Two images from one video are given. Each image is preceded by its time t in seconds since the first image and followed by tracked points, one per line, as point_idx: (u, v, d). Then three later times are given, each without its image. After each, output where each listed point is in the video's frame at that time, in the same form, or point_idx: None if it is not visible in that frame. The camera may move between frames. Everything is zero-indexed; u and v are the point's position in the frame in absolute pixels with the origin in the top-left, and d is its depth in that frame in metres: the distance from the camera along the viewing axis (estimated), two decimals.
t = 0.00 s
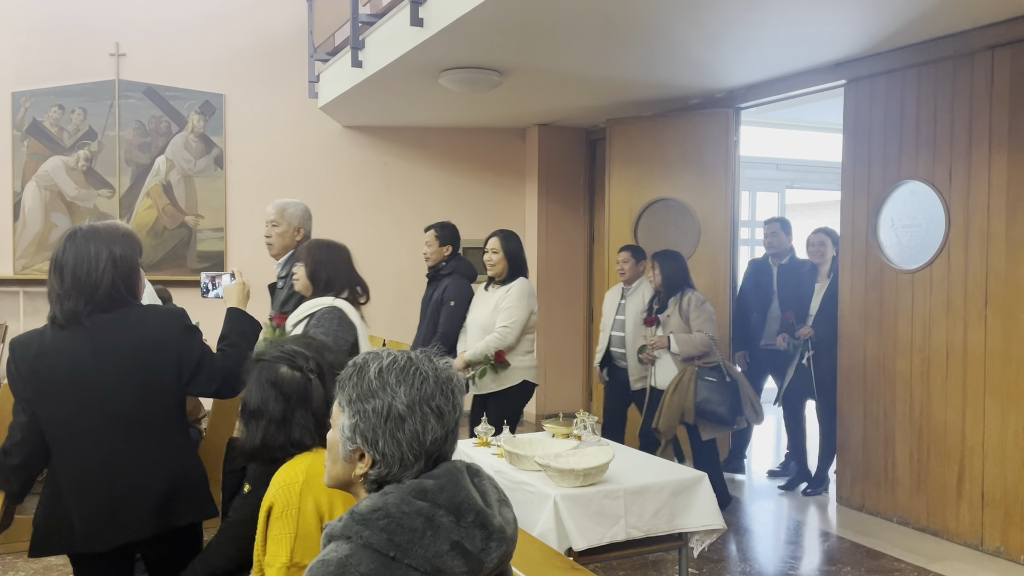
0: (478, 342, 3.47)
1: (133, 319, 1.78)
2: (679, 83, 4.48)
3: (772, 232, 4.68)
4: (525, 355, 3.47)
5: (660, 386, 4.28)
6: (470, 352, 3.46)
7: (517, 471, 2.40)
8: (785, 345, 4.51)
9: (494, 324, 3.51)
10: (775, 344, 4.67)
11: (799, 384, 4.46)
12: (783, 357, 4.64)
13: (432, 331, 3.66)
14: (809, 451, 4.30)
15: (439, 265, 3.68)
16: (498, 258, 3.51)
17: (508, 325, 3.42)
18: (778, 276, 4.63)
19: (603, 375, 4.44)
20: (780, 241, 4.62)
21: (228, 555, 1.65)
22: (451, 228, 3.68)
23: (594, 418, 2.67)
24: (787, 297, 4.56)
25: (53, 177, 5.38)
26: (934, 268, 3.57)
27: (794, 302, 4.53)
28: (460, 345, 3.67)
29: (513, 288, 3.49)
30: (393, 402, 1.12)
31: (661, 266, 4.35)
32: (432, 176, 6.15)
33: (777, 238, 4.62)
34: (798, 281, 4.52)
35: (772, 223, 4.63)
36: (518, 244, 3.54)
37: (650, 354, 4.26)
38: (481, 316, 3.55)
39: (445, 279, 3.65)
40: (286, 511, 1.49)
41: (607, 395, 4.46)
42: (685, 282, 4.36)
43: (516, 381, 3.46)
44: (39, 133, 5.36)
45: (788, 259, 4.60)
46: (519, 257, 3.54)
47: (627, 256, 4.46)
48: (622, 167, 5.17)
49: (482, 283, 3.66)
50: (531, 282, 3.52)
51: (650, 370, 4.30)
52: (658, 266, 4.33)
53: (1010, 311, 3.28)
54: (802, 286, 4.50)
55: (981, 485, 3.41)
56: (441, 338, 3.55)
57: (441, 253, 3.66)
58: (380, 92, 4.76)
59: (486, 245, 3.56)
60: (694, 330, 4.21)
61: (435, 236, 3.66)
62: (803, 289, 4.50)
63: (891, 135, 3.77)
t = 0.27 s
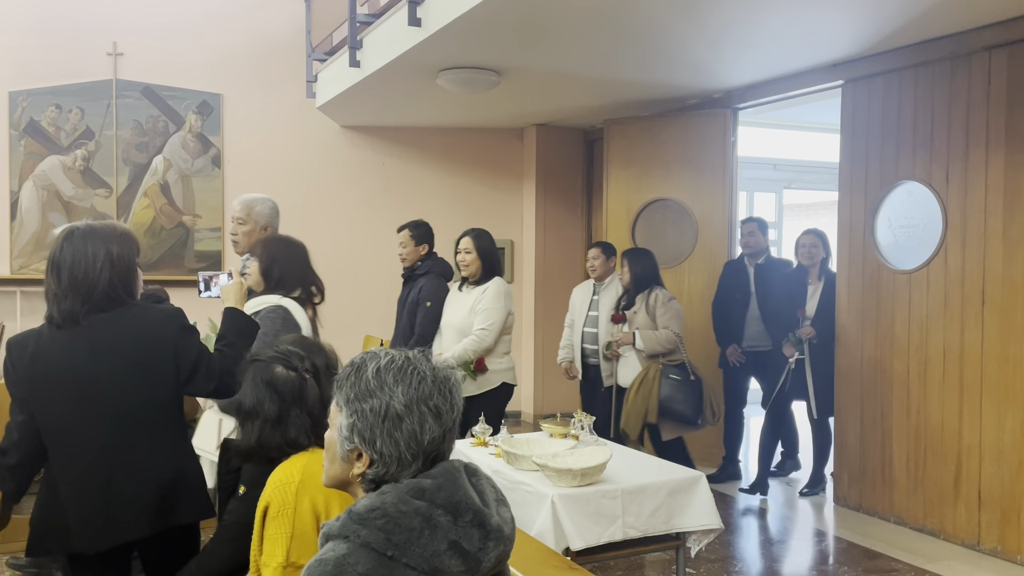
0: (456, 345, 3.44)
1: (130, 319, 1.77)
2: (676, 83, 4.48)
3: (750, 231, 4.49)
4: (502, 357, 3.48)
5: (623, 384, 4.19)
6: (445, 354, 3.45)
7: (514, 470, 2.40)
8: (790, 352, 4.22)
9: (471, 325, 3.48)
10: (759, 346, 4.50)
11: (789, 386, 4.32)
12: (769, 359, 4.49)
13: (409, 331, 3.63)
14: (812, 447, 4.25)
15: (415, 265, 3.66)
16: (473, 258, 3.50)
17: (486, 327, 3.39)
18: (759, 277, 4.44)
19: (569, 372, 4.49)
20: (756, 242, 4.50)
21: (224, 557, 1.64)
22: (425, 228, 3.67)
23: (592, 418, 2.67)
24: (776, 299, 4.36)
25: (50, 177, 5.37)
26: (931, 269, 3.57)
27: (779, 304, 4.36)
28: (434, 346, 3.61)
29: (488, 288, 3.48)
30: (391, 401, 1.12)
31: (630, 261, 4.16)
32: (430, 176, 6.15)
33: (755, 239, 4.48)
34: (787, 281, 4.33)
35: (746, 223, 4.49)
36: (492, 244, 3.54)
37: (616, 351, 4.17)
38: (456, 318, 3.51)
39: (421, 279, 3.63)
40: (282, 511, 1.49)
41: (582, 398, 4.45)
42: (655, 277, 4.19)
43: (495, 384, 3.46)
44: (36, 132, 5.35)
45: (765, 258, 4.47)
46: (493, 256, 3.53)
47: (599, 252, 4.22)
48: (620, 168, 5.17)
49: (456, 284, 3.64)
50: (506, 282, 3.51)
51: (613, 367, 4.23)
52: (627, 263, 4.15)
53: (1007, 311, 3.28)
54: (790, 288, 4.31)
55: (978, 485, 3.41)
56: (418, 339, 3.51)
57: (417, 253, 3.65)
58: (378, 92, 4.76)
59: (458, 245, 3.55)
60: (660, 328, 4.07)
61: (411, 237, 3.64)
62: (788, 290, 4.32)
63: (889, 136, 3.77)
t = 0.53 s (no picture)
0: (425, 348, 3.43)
1: (126, 319, 1.77)
2: (673, 83, 4.47)
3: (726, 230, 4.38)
4: (470, 360, 3.50)
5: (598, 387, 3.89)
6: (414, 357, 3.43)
7: (512, 471, 2.40)
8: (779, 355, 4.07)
9: (441, 328, 3.47)
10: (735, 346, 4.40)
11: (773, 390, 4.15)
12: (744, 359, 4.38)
13: (378, 334, 3.61)
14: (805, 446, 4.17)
15: (384, 268, 3.62)
16: (444, 260, 3.46)
17: (457, 330, 3.38)
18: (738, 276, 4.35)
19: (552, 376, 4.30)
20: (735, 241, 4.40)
21: (221, 557, 1.64)
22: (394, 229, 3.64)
23: (589, 418, 2.67)
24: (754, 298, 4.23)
25: (47, 177, 5.39)
26: (928, 269, 3.58)
27: (756, 303, 4.23)
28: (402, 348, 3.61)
29: (460, 290, 3.47)
30: (388, 401, 1.12)
31: (606, 259, 3.85)
32: (428, 176, 6.14)
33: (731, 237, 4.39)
34: (767, 281, 4.20)
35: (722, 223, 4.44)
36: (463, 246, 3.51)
37: (592, 355, 3.88)
38: (425, 322, 3.49)
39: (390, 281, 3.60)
40: (280, 511, 1.48)
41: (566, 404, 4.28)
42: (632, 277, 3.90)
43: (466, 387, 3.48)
44: (33, 132, 5.38)
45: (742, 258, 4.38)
46: (463, 258, 3.50)
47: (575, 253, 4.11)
48: (617, 168, 5.17)
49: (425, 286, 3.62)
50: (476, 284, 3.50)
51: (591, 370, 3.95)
52: (604, 261, 3.84)
53: (1004, 311, 3.29)
54: (766, 286, 4.19)
55: (975, 485, 3.41)
56: (387, 342, 3.51)
57: (387, 256, 3.61)
58: (375, 92, 4.75)
59: (430, 247, 3.50)
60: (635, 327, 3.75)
61: (379, 239, 3.60)
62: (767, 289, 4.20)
63: (886, 136, 3.77)
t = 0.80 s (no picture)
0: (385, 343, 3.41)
1: (122, 319, 1.77)
2: (670, 83, 4.46)
3: (710, 230, 4.44)
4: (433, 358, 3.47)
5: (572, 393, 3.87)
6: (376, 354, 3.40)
7: (509, 471, 2.40)
8: (748, 347, 4.12)
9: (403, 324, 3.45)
10: (714, 345, 4.41)
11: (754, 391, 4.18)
12: (720, 359, 4.40)
13: (346, 333, 3.61)
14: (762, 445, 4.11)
15: (354, 266, 3.64)
16: (410, 256, 3.45)
17: (417, 325, 3.35)
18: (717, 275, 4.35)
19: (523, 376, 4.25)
20: (718, 242, 4.40)
21: (218, 558, 1.64)
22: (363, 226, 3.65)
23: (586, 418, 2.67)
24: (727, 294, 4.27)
25: (43, 177, 5.39)
26: (925, 269, 3.59)
27: (731, 301, 4.27)
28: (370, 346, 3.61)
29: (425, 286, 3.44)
30: (385, 401, 1.12)
31: (586, 261, 3.84)
32: (425, 176, 6.13)
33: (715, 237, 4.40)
34: (740, 278, 4.23)
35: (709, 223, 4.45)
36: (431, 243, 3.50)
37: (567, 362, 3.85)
38: (387, 316, 3.47)
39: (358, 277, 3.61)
40: (277, 512, 1.48)
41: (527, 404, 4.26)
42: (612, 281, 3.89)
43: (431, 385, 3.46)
44: (29, 131, 5.40)
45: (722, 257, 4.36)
46: (432, 255, 3.50)
47: (554, 253, 4.09)
48: (613, 168, 5.17)
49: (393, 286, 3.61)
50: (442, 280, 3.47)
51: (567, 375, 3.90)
52: (583, 263, 3.82)
53: (1000, 311, 3.30)
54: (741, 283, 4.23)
55: (971, 485, 3.42)
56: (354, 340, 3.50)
57: (356, 253, 3.63)
58: (372, 92, 4.75)
59: (396, 245, 3.49)
60: (610, 334, 3.72)
61: (348, 234, 3.61)
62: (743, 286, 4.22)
63: (882, 136, 3.78)
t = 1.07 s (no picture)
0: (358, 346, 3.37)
1: (119, 320, 1.77)
2: (666, 83, 4.47)
3: (694, 233, 4.47)
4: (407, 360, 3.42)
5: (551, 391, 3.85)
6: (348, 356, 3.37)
7: (505, 471, 2.40)
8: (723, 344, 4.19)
9: (375, 327, 3.41)
10: (694, 349, 4.47)
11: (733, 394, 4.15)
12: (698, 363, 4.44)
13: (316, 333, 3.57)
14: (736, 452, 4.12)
15: (322, 266, 3.61)
16: (380, 258, 3.42)
17: (390, 329, 3.31)
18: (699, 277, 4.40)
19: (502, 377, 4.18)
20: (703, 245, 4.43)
21: (214, 563, 1.64)
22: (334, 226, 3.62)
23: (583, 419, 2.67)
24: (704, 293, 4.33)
25: (40, 177, 5.39)
26: (921, 269, 3.59)
27: (711, 302, 4.30)
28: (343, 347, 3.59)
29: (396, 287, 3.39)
30: (381, 402, 1.12)
31: (569, 260, 3.78)
32: (422, 176, 6.13)
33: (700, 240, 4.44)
34: (719, 277, 4.27)
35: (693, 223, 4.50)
36: (402, 244, 3.44)
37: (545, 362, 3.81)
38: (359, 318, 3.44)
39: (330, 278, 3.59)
40: (265, 512, 1.48)
41: (497, 402, 4.19)
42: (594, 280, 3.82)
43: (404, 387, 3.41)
44: (25, 132, 5.39)
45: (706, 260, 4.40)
46: (403, 255, 3.44)
47: (529, 251, 4.02)
48: (611, 169, 5.18)
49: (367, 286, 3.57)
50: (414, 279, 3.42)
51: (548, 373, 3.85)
52: (566, 262, 3.77)
53: (996, 311, 3.30)
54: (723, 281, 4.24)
55: (967, 484, 3.43)
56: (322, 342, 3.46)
57: (325, 253, 3.61)
58: (370, 93, 4.75)
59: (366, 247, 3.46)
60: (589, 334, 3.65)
61: (320, 234, 3.59)
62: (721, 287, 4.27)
63: (878, 137, 3.79)
